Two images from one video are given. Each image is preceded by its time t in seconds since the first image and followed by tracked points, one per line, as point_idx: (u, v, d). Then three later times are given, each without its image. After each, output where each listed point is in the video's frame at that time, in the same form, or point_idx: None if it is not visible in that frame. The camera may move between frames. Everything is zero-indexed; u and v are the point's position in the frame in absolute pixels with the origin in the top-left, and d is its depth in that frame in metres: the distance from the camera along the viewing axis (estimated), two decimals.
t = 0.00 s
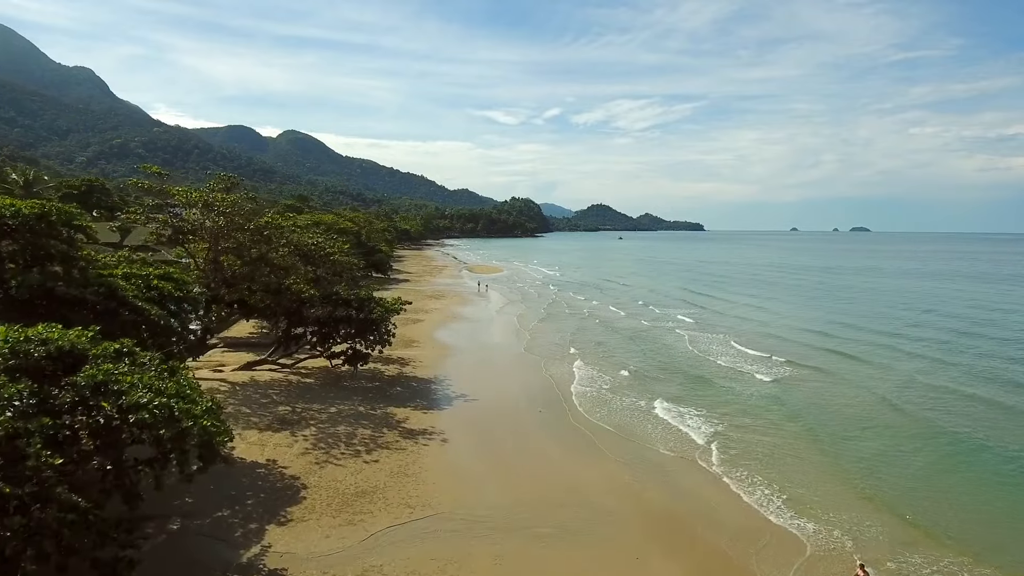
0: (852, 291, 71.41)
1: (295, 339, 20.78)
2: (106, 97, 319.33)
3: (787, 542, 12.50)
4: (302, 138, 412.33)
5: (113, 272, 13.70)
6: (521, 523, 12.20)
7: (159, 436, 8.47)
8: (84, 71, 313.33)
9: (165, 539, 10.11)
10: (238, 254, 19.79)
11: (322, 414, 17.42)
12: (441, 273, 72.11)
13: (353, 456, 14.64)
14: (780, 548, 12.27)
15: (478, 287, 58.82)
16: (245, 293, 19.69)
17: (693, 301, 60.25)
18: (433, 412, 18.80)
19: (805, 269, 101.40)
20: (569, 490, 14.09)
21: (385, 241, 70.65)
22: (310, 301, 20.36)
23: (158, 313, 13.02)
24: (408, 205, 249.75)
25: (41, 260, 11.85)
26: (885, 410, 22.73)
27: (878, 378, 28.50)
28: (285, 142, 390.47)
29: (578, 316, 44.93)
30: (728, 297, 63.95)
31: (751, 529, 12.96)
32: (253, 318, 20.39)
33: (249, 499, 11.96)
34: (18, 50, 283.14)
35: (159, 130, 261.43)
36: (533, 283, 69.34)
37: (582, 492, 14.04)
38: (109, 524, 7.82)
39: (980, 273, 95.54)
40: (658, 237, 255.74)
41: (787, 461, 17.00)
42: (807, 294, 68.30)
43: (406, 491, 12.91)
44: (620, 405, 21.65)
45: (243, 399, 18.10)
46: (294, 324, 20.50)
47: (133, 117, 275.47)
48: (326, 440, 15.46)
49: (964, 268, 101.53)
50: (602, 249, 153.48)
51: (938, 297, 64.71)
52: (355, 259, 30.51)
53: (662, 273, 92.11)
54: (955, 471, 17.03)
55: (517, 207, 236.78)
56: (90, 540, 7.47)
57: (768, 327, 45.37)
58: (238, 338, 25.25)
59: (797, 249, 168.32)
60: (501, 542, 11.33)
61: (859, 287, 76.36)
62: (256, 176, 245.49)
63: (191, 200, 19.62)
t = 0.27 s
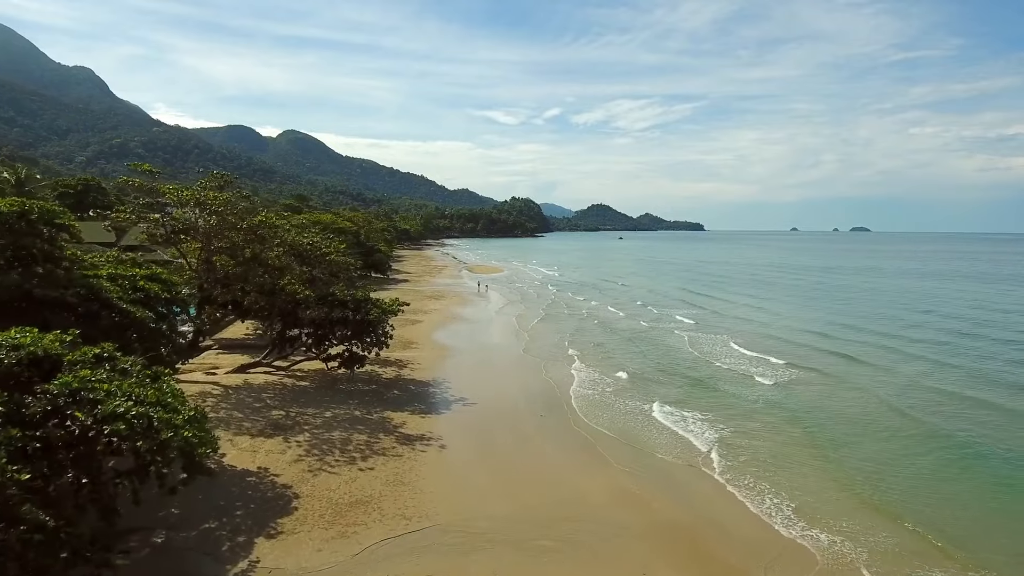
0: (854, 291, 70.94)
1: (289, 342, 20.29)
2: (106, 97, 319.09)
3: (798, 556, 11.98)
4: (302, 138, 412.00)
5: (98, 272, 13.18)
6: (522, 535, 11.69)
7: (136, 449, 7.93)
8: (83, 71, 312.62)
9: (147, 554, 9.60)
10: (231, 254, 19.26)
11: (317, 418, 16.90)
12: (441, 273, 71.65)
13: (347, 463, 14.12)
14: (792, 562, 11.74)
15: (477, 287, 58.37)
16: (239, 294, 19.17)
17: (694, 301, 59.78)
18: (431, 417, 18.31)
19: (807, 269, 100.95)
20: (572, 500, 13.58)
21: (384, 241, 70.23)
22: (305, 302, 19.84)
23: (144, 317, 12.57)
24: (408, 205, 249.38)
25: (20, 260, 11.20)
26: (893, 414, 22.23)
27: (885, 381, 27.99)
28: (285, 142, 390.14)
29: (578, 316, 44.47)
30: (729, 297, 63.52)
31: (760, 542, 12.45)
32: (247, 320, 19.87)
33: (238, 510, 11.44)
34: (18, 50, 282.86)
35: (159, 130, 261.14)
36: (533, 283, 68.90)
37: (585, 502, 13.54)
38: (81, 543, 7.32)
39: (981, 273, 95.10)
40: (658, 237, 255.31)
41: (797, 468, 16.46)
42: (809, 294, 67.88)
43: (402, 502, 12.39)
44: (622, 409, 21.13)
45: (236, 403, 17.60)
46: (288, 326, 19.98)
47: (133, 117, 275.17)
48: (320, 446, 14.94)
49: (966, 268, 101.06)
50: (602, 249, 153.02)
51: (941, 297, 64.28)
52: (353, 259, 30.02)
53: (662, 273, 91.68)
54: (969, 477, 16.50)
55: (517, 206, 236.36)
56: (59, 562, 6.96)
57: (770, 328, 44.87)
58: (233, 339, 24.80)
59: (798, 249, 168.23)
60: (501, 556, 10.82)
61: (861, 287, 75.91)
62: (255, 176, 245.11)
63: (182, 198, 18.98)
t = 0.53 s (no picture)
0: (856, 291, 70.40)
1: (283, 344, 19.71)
2: (105, 97, 318.58)
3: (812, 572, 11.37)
4: (302, 138, 411.46)
5: (79, 273, 12.59)
6: (522, 549, 11.14)
7: (104, 464, 7.20)
8: (83, 70, 312.16)
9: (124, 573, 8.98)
10: (222, 254, 18.64)
11: (310, 424, 16.27)
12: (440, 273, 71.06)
13: (340, 471, 13.52)
14: None
15: (477, 288, 57.80)
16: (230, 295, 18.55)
17: (695, 301, 59.22)
18: (428, 422, 17.74)
19: (808, 269, 100.38)
20: (575, 510, 13.03)
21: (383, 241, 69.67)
22: (299, 303, 19.24)
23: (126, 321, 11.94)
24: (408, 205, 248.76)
25: None
26: (903, 419, 21.64)
27: (892, 384, 27.38)
28: (284, 142, 389.56)
29: (579, 317, 43.90)
30: (731, 297, 62.99)
31: (772, 556, 11.84)
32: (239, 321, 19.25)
33: (224, 523, 10.83)
34: (18, 50, 282.37)
35: (159, 130, 260.65)
36: (533, 283, 68.32)
37: (588, 513, 12.98)
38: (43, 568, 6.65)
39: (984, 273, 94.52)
40: (658, 237, 254.75)
41: (808, 477, 15.85)
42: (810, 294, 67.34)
43: (396, 514, 11.83)
44: (626, 414, 20.53)
45: (227, 408, 17.00)
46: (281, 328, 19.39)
47: (132, 117, 274.63)
48: (312, 454, 14.31)
49: (968, 268, 100.48)
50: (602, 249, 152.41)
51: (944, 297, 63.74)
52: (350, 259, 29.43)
53: (663, 273, 91.12)
54: (985, 485, 15.92)
55: (517, 206, 235.86)
56: None
57: (773, 329, 44.26)
58: (226, 341, 24.18)
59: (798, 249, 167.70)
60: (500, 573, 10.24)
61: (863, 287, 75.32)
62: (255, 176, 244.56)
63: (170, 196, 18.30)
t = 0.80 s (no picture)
0: (858, 291, 69.82)
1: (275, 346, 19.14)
2: (105, 97, 318.30)
3: None
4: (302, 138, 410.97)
5: (55, 271, 11.82)
6: (522, 567, 10.51)
7: (61, 484, 6.53)
8: (83, 70, 311.56)
9: None
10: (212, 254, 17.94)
11: (301, 430, 15.63)
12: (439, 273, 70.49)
13: (332, 481, 12.86)
14: None
15: (476, 288, 57.20)
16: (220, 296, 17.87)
17: (697, 302, 58.59)
18: (424, 427, 17.09)
19: (810, 269, 99.72)
20: (578, 525, 12.41)
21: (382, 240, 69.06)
22: (291, 304, 18.60)
23: (104, 325, 11.26)
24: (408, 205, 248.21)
25: None
26: (912, 423, 21.02)
27: (900, 386, 26.75)
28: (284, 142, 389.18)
29: (580, 317, 43.28)
30: (733, 298, 62.39)
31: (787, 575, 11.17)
32: (228, 322, 18.59)
33: (205, 538, 10.17)
34: (19, 51, 283.02)
35: (159, 129, 260.25)
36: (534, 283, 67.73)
37: (592, 527, 12.35)
38: None
39: (985, 273, 93.92)
40: (658, 237, 254.10)
41: (820, 485, 15.20)
42: (812, 294, 66.80)
43: (390, 529, 11.21)
44: (629, 418, 19.89)
45: (215, 413, 16.34)
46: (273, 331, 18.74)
47: (132, 117, 274.31)
48: (303, 463, 13.64)
49: (971, 268, 99.81)
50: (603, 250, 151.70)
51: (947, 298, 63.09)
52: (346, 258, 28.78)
53: (664, 273, 90.52)
54: (1002, 494, 15.32)
55: (517, 206, 235.23)
56: None
57: (776, 329, 43.62)
58: (218, 343, 23.58)
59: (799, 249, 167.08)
60: None
61: (865, 286, 74.68)
62: (255, 176, 244.09)
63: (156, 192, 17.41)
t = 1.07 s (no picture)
0: (861, 291, 69.20)
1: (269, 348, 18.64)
2: (104, 96, 317.65)
3: None
4: (302, 137, 410.32)
5: (35, 271, 11.28)
6: None
7: (22, 501, 6.02)
8: (82, 70, 311.11)
9: None
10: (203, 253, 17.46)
11: (294, 436, 15.12)
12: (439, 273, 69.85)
13: (325, 489, 12.36)
14: None
15: (476, 288, 56.62)
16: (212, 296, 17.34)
17: (699, 302, 57.99)
18: (422, 432, 16.58)
19: (812, 269, 99.06)
20: (582, 535, 11.91)
21: (381, 240, 68.42)
22: (285, 305, 18.07)
23: (84, 329, 10.76)
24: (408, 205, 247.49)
25: None
26: (921, 427, 20.50)
27: (908, 389, 26.23)
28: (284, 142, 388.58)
29: (581, 318, 42.71)
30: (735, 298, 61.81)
31: None
32: (221, 323, 18.06)
33: (190, 552, 9.65)
34: (19, 50, 282.41)
35: (158, 129, 259.66)
36: (535, 284, 67.13)
37: (596, 538, 11.85)
38: None
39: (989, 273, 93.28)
40: (659, 237, 253.39)
41: (831, 494, 14.70)
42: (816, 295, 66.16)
43: (384, 541, 10.71)
44: (633, 422, 19.39)
45: (206, 417, 15.84)
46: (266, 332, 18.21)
47: (131, 116, 273.59)
48: (296, 470, 13.14)
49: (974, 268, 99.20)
50: (604, 250, 150.96)
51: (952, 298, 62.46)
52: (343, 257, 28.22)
53: (665, 273, 89.88)
54: (1018, 502, 14.80)
55: (517, 206, 234.69)
56: None
57: (780, 330, 43.09)
58: (212, 344, 23.06)
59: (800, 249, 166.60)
60: None
61: (869, 286, 74.06)
62: (254, 175, 243.43)
63: (146, 190, 16.88)
